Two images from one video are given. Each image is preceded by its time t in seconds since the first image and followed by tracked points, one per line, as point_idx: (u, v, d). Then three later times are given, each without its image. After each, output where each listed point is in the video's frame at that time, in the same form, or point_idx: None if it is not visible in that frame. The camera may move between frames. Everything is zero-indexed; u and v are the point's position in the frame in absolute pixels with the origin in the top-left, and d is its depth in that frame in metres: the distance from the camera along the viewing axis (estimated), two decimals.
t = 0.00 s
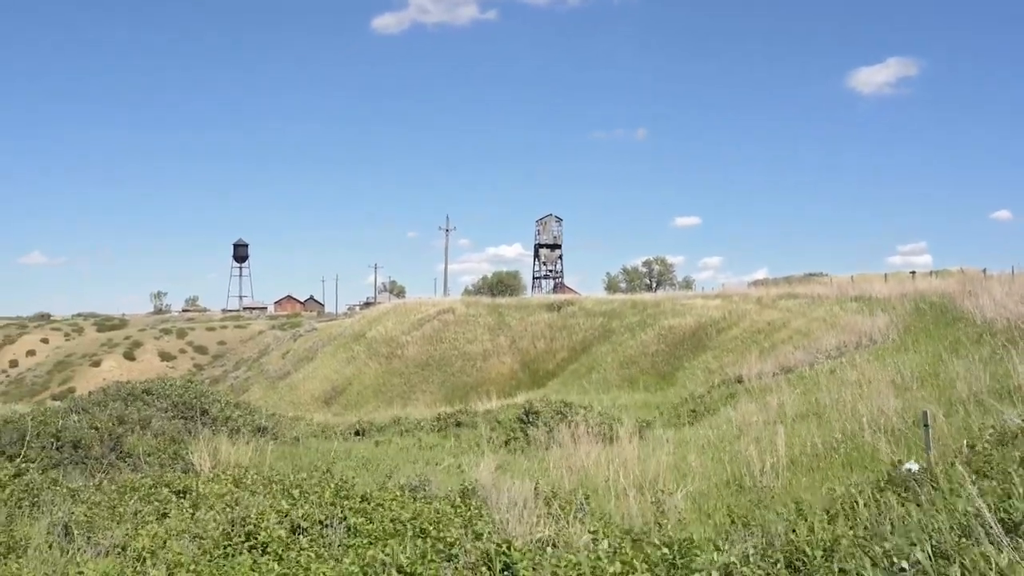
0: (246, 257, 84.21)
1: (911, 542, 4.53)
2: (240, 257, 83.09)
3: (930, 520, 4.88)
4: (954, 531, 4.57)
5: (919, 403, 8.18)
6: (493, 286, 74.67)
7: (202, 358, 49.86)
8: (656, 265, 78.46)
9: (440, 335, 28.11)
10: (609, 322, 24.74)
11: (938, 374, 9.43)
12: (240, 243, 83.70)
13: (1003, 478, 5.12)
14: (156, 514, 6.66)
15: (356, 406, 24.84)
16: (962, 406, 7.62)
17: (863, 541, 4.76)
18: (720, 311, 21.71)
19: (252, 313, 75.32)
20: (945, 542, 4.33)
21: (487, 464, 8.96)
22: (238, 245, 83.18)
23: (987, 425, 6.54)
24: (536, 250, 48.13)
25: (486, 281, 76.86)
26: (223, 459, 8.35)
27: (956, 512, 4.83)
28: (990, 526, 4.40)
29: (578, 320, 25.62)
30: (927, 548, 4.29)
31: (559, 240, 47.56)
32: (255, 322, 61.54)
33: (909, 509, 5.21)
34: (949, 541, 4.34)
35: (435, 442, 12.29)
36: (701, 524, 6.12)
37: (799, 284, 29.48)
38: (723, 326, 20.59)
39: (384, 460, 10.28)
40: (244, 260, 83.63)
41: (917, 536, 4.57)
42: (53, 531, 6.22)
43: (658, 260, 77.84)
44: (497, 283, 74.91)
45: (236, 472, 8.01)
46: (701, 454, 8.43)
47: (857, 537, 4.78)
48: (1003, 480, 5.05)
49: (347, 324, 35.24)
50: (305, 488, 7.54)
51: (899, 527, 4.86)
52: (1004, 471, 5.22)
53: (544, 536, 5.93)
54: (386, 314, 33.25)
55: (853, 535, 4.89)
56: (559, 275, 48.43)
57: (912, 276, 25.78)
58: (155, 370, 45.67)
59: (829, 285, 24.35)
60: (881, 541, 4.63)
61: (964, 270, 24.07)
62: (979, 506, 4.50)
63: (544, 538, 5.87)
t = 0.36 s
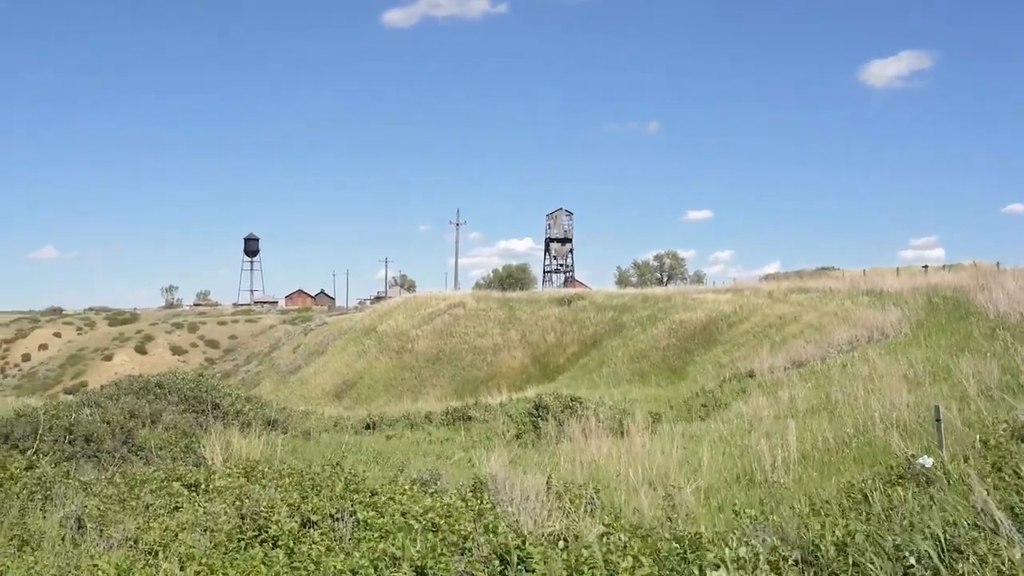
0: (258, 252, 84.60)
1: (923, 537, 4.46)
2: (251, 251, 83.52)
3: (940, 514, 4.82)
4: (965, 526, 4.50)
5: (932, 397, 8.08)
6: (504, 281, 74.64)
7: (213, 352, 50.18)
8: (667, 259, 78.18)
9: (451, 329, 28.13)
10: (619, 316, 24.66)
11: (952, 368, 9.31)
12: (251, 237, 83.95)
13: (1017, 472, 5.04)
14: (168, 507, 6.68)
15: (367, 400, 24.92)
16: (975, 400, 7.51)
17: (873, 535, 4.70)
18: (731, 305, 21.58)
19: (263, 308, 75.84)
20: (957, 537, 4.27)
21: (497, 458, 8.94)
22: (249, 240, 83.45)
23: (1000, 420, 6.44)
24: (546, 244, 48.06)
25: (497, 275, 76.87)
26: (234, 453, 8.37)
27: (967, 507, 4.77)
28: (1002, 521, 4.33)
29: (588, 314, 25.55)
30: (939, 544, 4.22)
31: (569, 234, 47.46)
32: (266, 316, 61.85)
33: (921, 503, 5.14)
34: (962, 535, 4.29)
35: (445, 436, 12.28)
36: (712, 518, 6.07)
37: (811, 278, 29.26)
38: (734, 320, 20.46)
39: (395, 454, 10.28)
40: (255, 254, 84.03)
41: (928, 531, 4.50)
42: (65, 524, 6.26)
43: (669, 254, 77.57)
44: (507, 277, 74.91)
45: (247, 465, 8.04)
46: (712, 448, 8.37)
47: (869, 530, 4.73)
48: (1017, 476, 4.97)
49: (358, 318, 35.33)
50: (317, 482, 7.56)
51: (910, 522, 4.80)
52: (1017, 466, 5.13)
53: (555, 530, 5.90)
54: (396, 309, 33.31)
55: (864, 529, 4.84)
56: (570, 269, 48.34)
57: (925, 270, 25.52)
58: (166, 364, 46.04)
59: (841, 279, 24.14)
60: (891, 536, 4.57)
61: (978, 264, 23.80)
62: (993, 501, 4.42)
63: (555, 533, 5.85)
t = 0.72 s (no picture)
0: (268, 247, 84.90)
1: (934, 533, 4.40)
2: (261, 247, 83.84)
3: (952, 511, 4.75)
4: (978, 522, 4.44)
5: (944, 393, 7.97)
6: (514, 276, 74.58)
7: (224, 347, 50.45)
8: (677, 255, 77.88)
9: (460, 324, 28.12)
10: (629, 312, 24.56)
11: (964, 364, 9.19)
12: (261, 232, 84.18)
13: None
14: (178, 502, 6.70)
15: (377, 395, 24.98)
16: (987, 396, 7.41)
17: (884, 532, 4.64)
18: (741, 301, 21.45)
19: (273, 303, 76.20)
20: (969, 533, 4.22)
21: (507, 454, 8.91)
22: (259, 235, 83.68)
23: (1013, 416, 6.35)
24: (556, 240, 47.93)
25: (507, 271, 76.81)
26: (245, 448, 8.39)
27: (978, 503, 4.70)
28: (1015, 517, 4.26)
29: (598, 310, 25.47)
30: (950, 540, 4.17)
31: (579, 229, 47.31)
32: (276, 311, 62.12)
33: (933, 500, 5.08)
34: (973, 532, 4.23)
35: (455, 431, 12.27)
36: (722, 514, 6.03)
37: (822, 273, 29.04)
38: (744, 316, 20.33)
39: (404, 449, 10.27)
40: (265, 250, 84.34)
41: (939, 528, 4.44)
42: (76, 519, 6.30)
43: (680, 249, 77.23)
44: (517, 273, 74.83)
45: (257, 461, 8.05)
46: (722, 444, 8.31)
47: (880, 528, 4.67)
48: None
49: (368, 314, 35.40)
50: (327, 477, 7.56)
51: (921, 517, 4.74)
52: None
53: (565, 526, 5.87)
54: (406, 304, 33.34)
55: (875, 526, 4.78)
56: (580, 265, 48.21)
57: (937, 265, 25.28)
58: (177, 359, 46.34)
59: (852, 275, 23.95)
60: (903, 532, 4.51)
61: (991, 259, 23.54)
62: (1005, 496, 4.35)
63: (565, 528, 5.82)
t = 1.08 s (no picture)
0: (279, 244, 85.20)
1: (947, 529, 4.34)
2: (272, 243, 84.17)
3: (966, 507, 4.68)
4: (993, 517, 4.36)
5: (957, 389, 7.87)
6: (524, 271, 74.51)
7: (235, 343, 50.74)
8: (688, 251, 77.55)
9: (471, 320, 28.11)
10: (640, 308, 24.46)
11: (977, 359, 9.08)
12: (272, 228, 84.44)
13: None
14: (191, 497, 6.72)
15: (388, 391, 25.03)
16: (1000, 392, 7.31)
17: (898, 529, 4.57)
18: (753, 297, 21.31)
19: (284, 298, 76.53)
20: (983, 530, 4.15)
21: (518, 449, 8.89)
22: (270, 231, 83.95)
23: None
24: (567, 235, 47.82)
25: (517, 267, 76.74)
26: (256, 444, 8.40)
27: (992, 499, 4.63)
28: None
29: (609, 306, 25.39)
30: (964, 536, 4.10)
31: (590, 225, 47.17)
32: (288, 307, 62.39)
33: (946, 496, 5.00)
34: (989, 528, 4.16)
35: (466, 427, 12.26)
36: (735, 510, 5.97)
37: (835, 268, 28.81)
38: (756, 312, 20.20)
39: (414, 445, 10.27)
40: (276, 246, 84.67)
41: (953, 524, 4.37)
42: (89, 514, 6.33)
43: (691, 245, 76.88)
44: (528, 269, 74.75)
45: (268, 456, 8.06)
46: (733, 440, 8.24)
47: (893, 525, 4.61)
48: None
49: (379, 310, 35.46)
50: (339, 473, 7.55)
51: (935, 514, 4.67)
52: None
53: (577, 522, 5.83)
54: (417, 300, 33.37)
55: (888, 522, 4.71)
56: (591, 260, 48.08)
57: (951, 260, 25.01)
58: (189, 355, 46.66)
59: (865, 270, 23.74)
60: (916, 528, 4.45)
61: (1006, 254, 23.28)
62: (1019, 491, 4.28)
63: (577, 524, 5.78)
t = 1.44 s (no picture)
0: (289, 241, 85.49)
1: (958, 526, 4.27)
2: (282, 240, 84.48)
3: (977, 504, 4.61)
4: (1004, 514, 4.30)
5: (969, 386, 7.77)
6: (533, 268, 74.43)
7: (245, 340, 50.97)
8: (697, 247, 77.25)
9: (480, 317, 28.09)
10: (649, 305, 24.37)
11: (988, 356, 8.98)
12: (282, 226, 84.70)
13: None
14: (200, 494, 6.72)
15: (396, 388, 25.07)
16: (1012, 389, 7.22)
17: (909, 527, 4.51)
18: (763, 294, 21.19)
19: (294, 295, 76.79)
20: (996, 527, 4.08)
21: (526, 446, 8.85)
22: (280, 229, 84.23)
23: None
24: (576, 232, 47.73)
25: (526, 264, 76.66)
26: (265, 441, 8.40)
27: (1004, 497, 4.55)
28: None
29: (618, 303, 25.30)
30: (976, 534, 4.04)
31: (599, 222, 47.06)
32: (298, 304, 62.59)
33: (957, 493, 4.93)
34: (1001, 526, 4.09)
35: (475, 424, 12.24)
36: (745, 508, 5.91)
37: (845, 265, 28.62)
38: (766, 309, 20.08)
39: (422, 441, 10.27)
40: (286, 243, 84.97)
41: (965, 521, 4.31)
42: (99, 510, 6.34)
43: (701, 242, 76.59)
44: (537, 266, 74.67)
45: (277, 453, 8.06)
46: (742, 438, 8.18)
47: (904, 523, 4.54)
48: None
49: (388, 307, 35.52)
50: (348, 470, 7.53)
51: (946, 511, 4.60)
52: None
53: (586, 519, 5.79)
54: (426, 297, 33.40)
55: (900, 521, 4.65)
56: (600, 257, 47.97)
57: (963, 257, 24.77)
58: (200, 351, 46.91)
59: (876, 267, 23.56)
60: (928, 526, 4.38)
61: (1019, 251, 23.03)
62: None
63: (586, 522, 5.74)
